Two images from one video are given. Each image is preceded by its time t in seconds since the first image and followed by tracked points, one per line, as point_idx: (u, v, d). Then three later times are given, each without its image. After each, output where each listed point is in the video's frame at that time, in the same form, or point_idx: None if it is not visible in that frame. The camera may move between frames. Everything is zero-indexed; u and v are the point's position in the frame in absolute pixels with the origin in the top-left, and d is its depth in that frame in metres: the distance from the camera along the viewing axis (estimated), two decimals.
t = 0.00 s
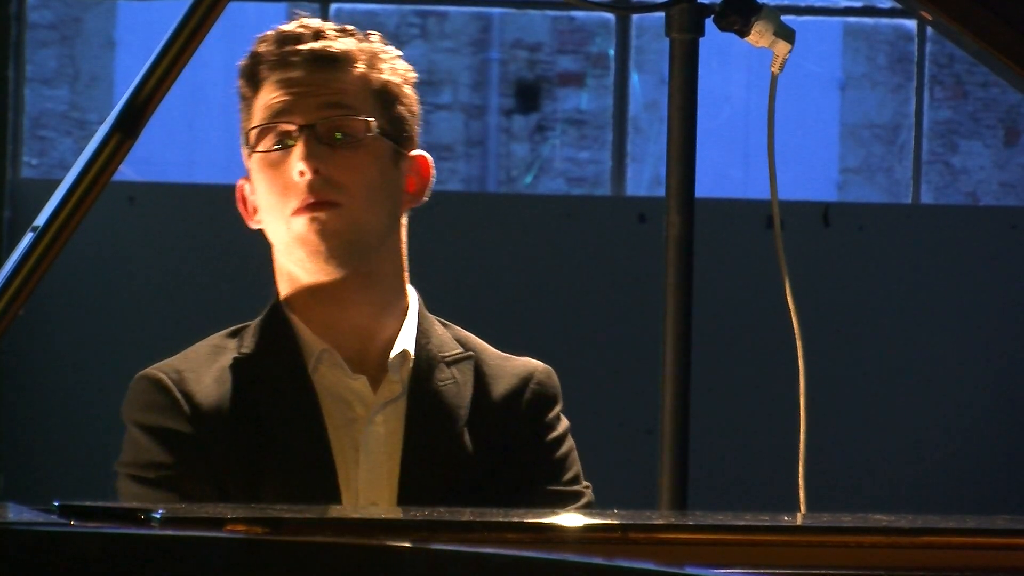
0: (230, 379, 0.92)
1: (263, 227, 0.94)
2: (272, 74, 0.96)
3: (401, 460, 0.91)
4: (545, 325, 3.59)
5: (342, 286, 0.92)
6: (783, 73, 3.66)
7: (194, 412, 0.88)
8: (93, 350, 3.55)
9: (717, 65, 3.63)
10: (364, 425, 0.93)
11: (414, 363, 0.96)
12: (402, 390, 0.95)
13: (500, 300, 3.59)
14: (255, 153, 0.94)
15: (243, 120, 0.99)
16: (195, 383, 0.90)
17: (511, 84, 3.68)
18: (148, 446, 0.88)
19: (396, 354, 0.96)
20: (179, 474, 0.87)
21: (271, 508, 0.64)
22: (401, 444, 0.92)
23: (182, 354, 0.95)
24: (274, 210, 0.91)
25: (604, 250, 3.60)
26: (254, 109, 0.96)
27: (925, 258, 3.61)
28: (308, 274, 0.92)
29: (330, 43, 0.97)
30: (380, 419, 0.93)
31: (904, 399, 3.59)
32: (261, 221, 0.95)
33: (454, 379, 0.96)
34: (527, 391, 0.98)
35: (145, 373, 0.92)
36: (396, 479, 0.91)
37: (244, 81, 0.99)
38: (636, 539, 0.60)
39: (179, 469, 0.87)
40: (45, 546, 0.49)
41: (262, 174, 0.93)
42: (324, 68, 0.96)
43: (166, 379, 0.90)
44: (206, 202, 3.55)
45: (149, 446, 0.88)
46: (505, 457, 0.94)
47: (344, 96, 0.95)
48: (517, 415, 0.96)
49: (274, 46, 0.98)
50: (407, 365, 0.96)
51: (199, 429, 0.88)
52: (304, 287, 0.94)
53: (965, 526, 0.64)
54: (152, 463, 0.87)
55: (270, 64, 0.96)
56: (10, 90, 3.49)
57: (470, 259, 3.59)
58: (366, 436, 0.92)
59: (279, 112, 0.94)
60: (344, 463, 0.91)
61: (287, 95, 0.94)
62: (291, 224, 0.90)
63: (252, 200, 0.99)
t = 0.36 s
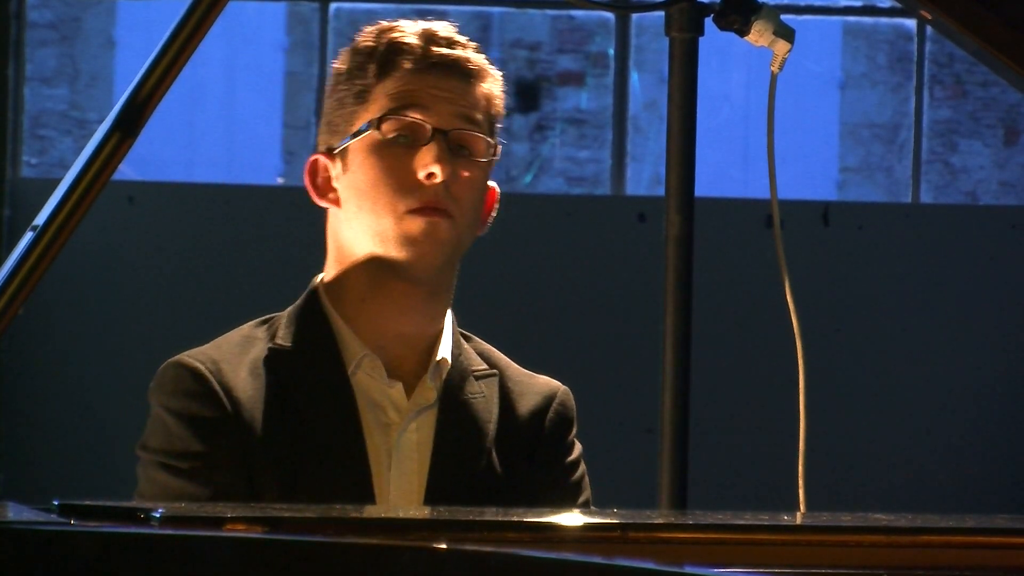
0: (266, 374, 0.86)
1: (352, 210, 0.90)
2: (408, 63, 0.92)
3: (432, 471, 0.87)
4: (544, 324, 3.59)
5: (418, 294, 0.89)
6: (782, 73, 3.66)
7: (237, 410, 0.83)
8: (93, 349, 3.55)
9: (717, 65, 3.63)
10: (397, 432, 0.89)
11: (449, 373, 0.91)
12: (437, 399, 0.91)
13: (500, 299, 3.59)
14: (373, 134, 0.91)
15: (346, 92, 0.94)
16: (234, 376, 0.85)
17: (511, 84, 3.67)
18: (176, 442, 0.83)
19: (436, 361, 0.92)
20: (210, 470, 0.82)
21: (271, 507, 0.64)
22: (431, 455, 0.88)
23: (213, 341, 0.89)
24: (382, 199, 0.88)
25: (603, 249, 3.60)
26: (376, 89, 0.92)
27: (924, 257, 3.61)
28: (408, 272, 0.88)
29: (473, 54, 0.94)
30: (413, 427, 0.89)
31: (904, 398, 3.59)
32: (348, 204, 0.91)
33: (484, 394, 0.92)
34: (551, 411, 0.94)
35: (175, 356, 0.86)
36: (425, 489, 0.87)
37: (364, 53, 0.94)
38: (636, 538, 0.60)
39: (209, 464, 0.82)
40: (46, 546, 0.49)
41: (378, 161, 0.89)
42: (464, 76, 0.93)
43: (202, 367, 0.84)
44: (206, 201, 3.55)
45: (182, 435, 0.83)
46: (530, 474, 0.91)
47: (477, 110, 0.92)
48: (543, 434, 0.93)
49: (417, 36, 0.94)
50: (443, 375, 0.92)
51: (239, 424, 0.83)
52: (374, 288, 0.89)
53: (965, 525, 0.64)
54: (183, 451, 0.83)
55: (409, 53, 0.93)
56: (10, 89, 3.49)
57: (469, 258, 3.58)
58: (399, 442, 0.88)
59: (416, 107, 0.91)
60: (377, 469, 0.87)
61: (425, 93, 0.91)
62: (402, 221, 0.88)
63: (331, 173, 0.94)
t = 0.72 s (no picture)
0: (224, 387, 0.90)
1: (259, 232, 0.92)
2: (272, 79, 0.94)
3: (398, 471, 0.90)
4: (544, 324, 3.59)
5: (343, 294, 0.91)
6: (782, 73, 3.66)
7: (186, 425, 0.87)
8: (92, 350, 3.55)
9: (717, 65, 3.63)
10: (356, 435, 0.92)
11: (410, 374, 0.94)
12: (398, 402, 0.94)
13: (500, 299, 3.60)
14: (251, 158, 0.92)
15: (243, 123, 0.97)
16: (188, 394, 0.88)
17: (511, 84, 3.68)
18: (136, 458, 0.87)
19: (393, 365, 0.94)
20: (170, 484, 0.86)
21: (270, 506, 0.64)
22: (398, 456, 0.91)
23: (177, 357, 0.93)
24: (275, 217, 0.89)
25: (603, 249, 3.61)
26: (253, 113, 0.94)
27: (924, 257, 3.61)
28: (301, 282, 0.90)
29: (336, 49, 0.95)
30: (374, 428, 0.92)
31: (904, 399, 3.60)
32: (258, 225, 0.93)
33: (454, 389, 0.94)
34: (528, 399, 0.96)
35: (139, 377, 0.91)
36: (391, 488, 0.90)
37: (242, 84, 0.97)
38: (635, 538, 0.60)
39: (167, 485, 0.86)
40: (46, 549, 0.49)
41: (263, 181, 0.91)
42: (329, 73, 0.94)
43: (158, 388, 0.88)
44: (206, 201, 3.55)
45: (138, 454, 0.87)
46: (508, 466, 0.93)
47: (350, 106, 0.93)
48: (519, 423, 0.95)
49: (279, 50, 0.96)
50: (404, 375, 0.95)
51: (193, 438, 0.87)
52: (303, 296, 0.93)
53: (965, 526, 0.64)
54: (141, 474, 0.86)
55: (269, 69, 0.94)
56: (10, 89, 3.49)
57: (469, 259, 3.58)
58: (358, 446, 0.91)
59: (281, 119, 0.91)
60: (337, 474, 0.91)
61: (291, 102, 0.92)
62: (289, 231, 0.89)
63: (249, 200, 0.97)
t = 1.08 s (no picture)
0: (253, 368, 0.89)
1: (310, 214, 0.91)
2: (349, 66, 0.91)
3: (421, 471, 0.89)
4: (544, 324, 3.60)
5: (388, 297, 0.89)
6: (782, 73, 3.66)
7: (213, 402, 0.86)
8: (92, 350, 3.55)
9: (717, 64, 3.63)
10: (382, 431, 0.90)
11: (442, 373, 0.93)
12: (426, 401, 0.92)
13: (499, 299, 3.60)
14: (317, 141, 0.90)
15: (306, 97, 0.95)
16: (217, 371, 0.87)
17: (510, 84, 3.67)
18: (155, 424, 0.86)
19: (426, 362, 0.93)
20: (186, 458, 0.85)
21: (271, 507, 0.63)
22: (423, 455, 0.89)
23: (207, 335, 0.92)
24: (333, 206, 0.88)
25: (603, 249, 3.60)
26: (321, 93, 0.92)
27: (923, 257, 3.61)
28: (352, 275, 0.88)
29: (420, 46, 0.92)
30: (400, 426, 0.90)
31: (903, 399, 3.60)
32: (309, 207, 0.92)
33: (482, 393, 0.93)
34: (555, 409, 0.94)
35: (167, 349, 0.89)
36: (413, 489, 0.89)
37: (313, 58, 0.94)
38: (635, 538, 0.60)
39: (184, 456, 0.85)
40: (46, 547, 0.49)
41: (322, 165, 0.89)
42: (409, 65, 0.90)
43: (187, 361, 0.87)
44: (205, 201, 3.56)
45: (160, 423, 0.86)
46: (532, 473, 0.92)
47: (423, 103, 0.90)
48: (547, 434, 0.93)
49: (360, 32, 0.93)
50: (435, 375, 0.93)
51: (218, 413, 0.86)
52: (348, 284, 0.90)
53: (964, 525, 0.64)
54: (162, 442, 0.86)
55: (348, 56, 0.91)
56: (10, 89, 3.49)
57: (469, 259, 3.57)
58: (383, 442, 0.89)
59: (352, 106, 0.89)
60: (360, 468, 0.89)
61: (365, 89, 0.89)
62: (345, 222, 0.87)
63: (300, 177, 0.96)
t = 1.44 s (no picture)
0: (284, 366, 0.90)
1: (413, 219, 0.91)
2: (481, 84, 0.91)
3: (454, 472, 0.90)
4: (544, 324, 3.60)
5: (450, 306, 0.91)
6: (781, 72, 3.66)
7: (250, 397, 0.86)
8: (92, 349, 3.55)
9: (716, 64, 3.63)
10: (418, 433, 0.91)
11: (475, 376, 0.94)
12: (459, 402, 0.94)
13: (499, 299, 3.60)
14: (447, 159, 0.90)
15: (406, 94, 0.93)
16: (251, 367, 0.88)
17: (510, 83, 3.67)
18: (189, 417, 0.86)
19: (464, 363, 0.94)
20: (219, 455, 0.85)
21: (270, 507, 0.63)
22: (455, 456, 0.91)
23: (235, 332, 0.92)
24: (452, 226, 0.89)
25: (603, 249, 3.61)
26: (443, 101, 0.92)
27: (923, 256, 3.61)
28: (463, 294, 0.90)
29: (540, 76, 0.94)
30: (435, 428, 0.92)
31: (902, 398, 3.60)
32: (405, 211, 0.92)
33: (510, 398, 0.95)
34: (578, 416, 0.97)
35: (197, 344, 0.90)
36: (444, 490, 0.90)
37: (429, 56, 0.92)
38: (634, 537, 0.60)
39: (219, 451, 0.85)
40: (45, 548, 0.49)
41: (442, 179, 0.90)
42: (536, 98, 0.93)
43: (222, 356, 0.87)
44: (205, 201, 3.56)
45: (195, 419, 0.86)
46: (553, 475, 0.95)
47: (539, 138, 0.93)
48: (568, 440, 0.96)
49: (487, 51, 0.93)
50: (468, 377, 0.94)
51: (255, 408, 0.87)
52: (404, 278, 0.91)
53: (964, 525, 0.64)
54: (196, 437, 0.86)
55: (482, 74, 0.91)
56: (9, 88, 3.49)
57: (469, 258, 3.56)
58: (419, 445, 0.91)
59: (489, 129, 0.91)
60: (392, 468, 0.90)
61: (500, 113, 0.91)
62: (468, 244, 0.90)
63: (381, 173, 0.95)
